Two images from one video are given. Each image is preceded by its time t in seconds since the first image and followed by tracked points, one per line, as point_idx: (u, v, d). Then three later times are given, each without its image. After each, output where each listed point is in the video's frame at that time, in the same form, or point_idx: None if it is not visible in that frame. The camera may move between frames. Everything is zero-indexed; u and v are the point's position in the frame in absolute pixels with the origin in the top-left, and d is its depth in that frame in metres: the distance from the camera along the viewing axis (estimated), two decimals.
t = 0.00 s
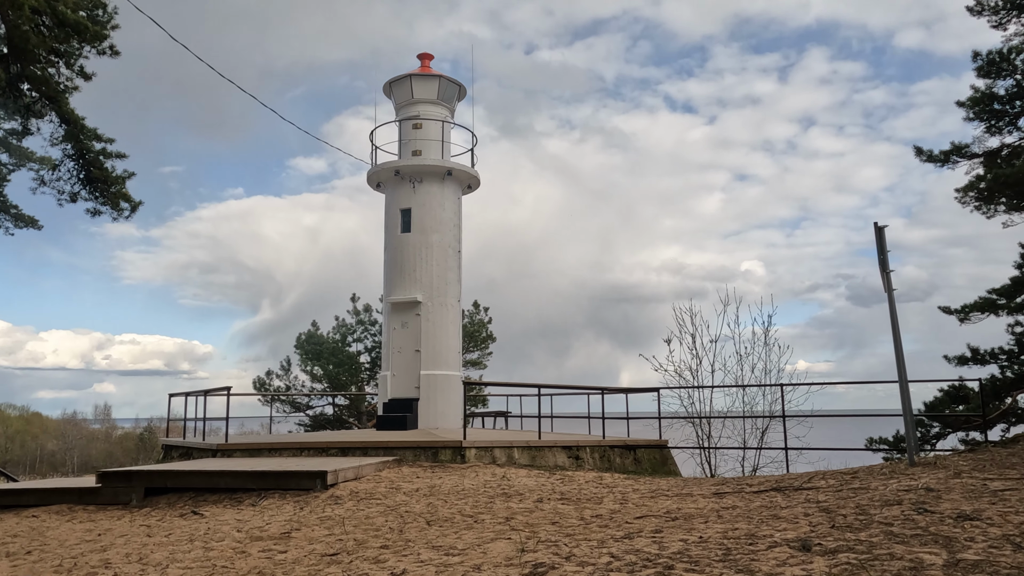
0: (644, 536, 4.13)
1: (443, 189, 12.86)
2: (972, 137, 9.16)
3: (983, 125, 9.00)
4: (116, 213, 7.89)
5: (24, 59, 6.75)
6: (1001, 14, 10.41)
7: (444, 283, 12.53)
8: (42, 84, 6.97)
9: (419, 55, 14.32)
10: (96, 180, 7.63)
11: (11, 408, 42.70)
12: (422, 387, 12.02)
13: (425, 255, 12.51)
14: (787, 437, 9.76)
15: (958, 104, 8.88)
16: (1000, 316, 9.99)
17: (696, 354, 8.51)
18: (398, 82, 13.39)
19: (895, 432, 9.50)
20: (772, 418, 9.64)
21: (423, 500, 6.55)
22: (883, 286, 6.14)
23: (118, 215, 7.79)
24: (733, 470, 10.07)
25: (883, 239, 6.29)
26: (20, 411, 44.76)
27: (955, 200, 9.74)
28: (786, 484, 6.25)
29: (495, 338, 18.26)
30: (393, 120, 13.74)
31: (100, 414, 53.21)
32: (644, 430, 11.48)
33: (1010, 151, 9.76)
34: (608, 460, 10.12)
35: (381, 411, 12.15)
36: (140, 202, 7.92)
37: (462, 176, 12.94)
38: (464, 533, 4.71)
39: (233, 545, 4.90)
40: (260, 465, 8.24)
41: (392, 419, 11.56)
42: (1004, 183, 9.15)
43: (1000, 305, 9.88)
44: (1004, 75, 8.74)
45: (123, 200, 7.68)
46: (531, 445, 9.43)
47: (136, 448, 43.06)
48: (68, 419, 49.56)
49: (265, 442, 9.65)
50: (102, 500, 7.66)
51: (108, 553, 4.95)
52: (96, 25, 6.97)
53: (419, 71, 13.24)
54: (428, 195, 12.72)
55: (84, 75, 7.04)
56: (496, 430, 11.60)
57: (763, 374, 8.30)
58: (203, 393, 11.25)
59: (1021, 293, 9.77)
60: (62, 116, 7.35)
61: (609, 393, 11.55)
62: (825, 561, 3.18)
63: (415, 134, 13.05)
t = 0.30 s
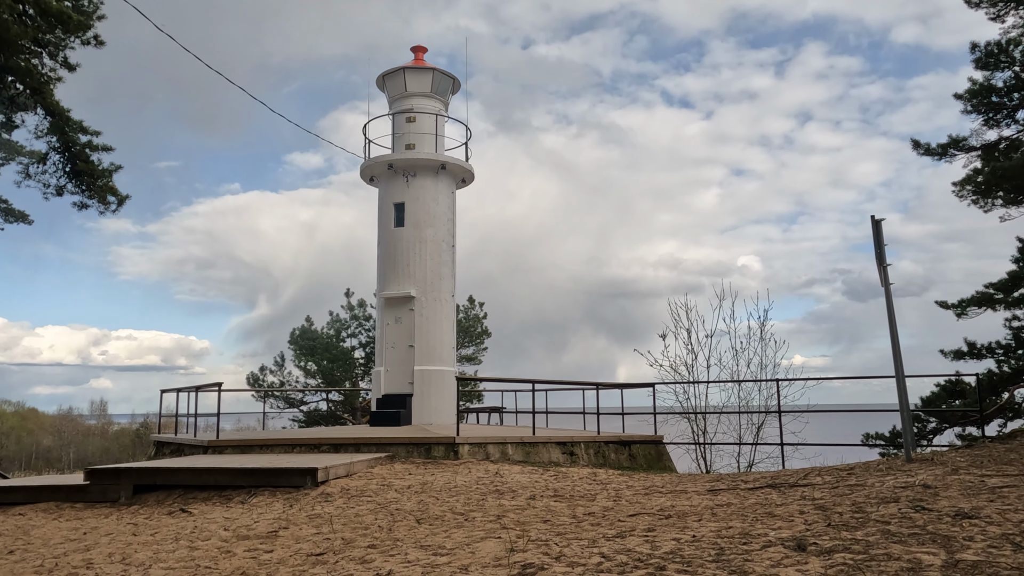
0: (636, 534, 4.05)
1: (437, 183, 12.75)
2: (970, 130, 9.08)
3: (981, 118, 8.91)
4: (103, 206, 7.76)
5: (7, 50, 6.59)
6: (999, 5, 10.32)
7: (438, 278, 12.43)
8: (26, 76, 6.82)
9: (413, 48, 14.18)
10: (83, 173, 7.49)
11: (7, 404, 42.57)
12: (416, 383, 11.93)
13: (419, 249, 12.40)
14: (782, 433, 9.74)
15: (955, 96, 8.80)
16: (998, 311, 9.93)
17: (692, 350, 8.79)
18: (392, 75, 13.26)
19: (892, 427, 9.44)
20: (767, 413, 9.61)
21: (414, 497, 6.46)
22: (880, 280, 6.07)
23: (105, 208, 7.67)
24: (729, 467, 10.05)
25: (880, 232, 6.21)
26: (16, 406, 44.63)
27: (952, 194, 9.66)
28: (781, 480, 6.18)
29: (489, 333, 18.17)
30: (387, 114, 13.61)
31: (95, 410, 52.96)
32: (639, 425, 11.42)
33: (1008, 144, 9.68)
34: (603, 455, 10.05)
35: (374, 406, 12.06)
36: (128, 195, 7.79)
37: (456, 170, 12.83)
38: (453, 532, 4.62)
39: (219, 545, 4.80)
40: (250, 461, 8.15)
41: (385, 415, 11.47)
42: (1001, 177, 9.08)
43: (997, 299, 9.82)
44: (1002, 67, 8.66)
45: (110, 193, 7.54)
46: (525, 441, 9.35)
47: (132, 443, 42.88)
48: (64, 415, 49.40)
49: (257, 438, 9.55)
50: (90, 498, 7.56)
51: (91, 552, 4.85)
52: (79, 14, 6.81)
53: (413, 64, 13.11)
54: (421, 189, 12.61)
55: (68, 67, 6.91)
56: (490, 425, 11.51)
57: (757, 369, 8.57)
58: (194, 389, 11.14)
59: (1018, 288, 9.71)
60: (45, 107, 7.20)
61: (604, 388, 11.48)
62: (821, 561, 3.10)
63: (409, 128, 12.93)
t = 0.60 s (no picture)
0: (623, 534, 3.98)
1: (432, 178, 12.65)
2: (968, 124, 8.99)
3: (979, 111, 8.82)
4: (90, 202, 7.66)
5: None
6: None
7: (432, 274, 12.35)
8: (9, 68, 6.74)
9: (407, 42, 14.06)
10: (69, 168, 7.40)
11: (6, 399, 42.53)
12: (410, 379, 11.86)
13: (413, 245, 12.32)
14: (777, 430, 9.69)
15: (953, 89, 8.71)
16: (995, 306, 9.86)
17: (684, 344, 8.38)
18: (386, 69, 13.15)
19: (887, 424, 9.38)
20: (762, 410, 9.57)
21: (403, 495, 6.39)
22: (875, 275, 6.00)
23: (92, 204, 7.57)
24: (724, 463, 10.01)
25: (875, 227, 6.13)
26: (14, 401, 44.58)
27: (950, 188, 9.58)
28: (775, 478, 6.12)
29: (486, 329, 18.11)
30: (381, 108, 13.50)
31: (94, 405, 52.86)
32: (634, 422, 11.35)
33: (1006, 138, 9.59)
34: (597, 452, 9.98)
35: (369, 403, 11.99)
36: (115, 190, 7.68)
37: (451, 165, 12.74)
38: (439, 531, 4.55)
39: (202, 544, 4.73)
40: (240, 459, 8.08)
41: (379, 412, 11.41)
42: (999, 171, 8.99)
43: (995, 295, 9.74)
44: (1000, 60, 8.57)
45: (96, 188, 7.44)
46: (518, 438, 9.28)
47: (130, 438, 42.84)
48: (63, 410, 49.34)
49: (248, 435, 9.47)
50: (78, 495, 7.49)
51: (72, 552, 4.77)
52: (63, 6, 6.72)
53: (407, 58, 13.01)
54: (416, 184, 12.51)
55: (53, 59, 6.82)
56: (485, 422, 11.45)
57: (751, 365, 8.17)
58: (187, 385, 11.06)
59: (1016, 283, 9.63)
60: (30, 101, 7.12)
61: (599, 384, 11.41)
62: (808, 563, 3.02)
63: (403, 122, 12.82)
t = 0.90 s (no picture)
0: (606, 541, 3.90)
1: (424, 175, 12.55)
2: (964, 122, 8.89)
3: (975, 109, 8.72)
4: (74, 200, 7.56)
5: None
6: None
7: (425, 272, 12.26)
8: None
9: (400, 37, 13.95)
10: (53, 165, 7.29)
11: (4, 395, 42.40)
12: (402, 377, 11.77)
13: (405, 242, 12.22)
14: (771, 430, 9.62)
15: (949, 86, 8.62)
16: (991, 306, 9.77)
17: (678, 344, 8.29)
18: (378, 65, 13.03)
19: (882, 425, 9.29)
20: (756, 410, 9.49)
21: (389, 498, 6.30)
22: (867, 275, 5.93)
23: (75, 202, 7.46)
24: (718, 463, 9.93)
25: (868, 226, 6.05)
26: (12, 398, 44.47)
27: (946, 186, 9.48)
28: (765, 481, 6.03)
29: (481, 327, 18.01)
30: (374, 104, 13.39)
31: (92, 402, 52.75)
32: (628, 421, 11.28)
33: (1003, 135, 9.49)
34: (590, 452, 9.90)
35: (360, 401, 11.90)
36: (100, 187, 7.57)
37: (444, 162, 12.63)
38: (420, 537, 4.47)
39: (179, 549, 4.64)
40: (227, 459, 7.99)
41: (370, 411, 11.33)
42: (995, 169, 8.89)
43: (991, 294, 9.66)
44: (997, 57, 8.46)
45: (80, 185, 7.33)
46: (510, 438, 9.20)
47: (128, 435, 42.68)
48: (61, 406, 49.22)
49: (237, 435, 9.38)
50: (63, 497, 7.41)
51: (47, 558, 4.69)
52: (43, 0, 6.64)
53: (400, 54, 12.89)
54: (408, 181, 12.41)
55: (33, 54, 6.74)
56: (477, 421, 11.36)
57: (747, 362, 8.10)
58: (176, 384, 10.97)
59: (1012, 282, 9.54)
60: (12, 97, 7.02)
61: (592, 384, 11.32)
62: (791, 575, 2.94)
63: (395, 119, 12.71)
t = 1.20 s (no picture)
0: (594, 543, 3.83)
1: (418, 171, 12.46)
2: (961, 118, 8.82)
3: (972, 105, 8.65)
4: (62, 196, 7.46)
5: None
6: None
7: (419, 269, 12.18)
8: None
9: (395, 32, 13.84)
10: (40, 160, 7.20)
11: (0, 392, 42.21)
12: (395, 375, 11.70)
13: (399, 239, 12.13)
14: (765, 428, 9.57)
15: (946, 82, 8.55)
16: (988, 304, 9.71)
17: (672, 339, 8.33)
18: (373, 60, 12.93)
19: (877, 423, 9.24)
20: (751, 408, 9.43)
21: (379, 497, 6.23)
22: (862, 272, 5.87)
23: (63, 197, 7.36)
24: (713, 462, 9.89)
25: (863, 222, 5.98)
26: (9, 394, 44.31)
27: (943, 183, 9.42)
28: (758, 480, 5.97)
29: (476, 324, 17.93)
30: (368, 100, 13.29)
31: (89, 398, 52.57)
32: (622, 419, 11.22)
33: (1000, 132, 9.43)
34: (583, 450, 9.84)
35: (353, 399, 11.82)
36: (87, 183, 7.47)
37: (438, 158, 12.55)
38: (407, 537, 4.40)
39: (161, 549, 4.55)
40: (217, 457, 7.91)
41: (363, 409, 11.26)
42: (992, 167, 8.83)
43: (987, 292, 9.61)
44: (995, 52, 8.40)
45: (67, 180, 7.23)
46: (502, 436, 9.13)
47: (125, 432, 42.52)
48: (58, 403, 49.00)
49: (227, 432, 9.29)
50: (50, 495, 7.32)
51: (27, 558, 4.60)
52: None
53: (394, 49, 12.79)
54: (402, 177, 12.32)
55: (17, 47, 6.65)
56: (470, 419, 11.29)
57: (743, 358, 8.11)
58: (167, 380, 10.87)
59: (1009, 280, 9.49)
60: None
61: (586, 381, 11.26)
62: None
63: (390, 114, 12.62)
